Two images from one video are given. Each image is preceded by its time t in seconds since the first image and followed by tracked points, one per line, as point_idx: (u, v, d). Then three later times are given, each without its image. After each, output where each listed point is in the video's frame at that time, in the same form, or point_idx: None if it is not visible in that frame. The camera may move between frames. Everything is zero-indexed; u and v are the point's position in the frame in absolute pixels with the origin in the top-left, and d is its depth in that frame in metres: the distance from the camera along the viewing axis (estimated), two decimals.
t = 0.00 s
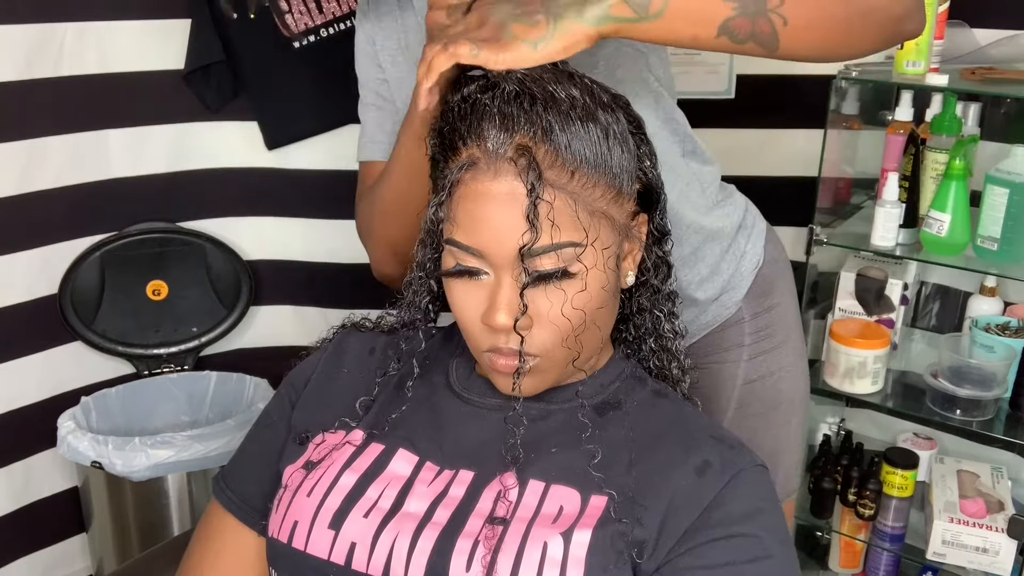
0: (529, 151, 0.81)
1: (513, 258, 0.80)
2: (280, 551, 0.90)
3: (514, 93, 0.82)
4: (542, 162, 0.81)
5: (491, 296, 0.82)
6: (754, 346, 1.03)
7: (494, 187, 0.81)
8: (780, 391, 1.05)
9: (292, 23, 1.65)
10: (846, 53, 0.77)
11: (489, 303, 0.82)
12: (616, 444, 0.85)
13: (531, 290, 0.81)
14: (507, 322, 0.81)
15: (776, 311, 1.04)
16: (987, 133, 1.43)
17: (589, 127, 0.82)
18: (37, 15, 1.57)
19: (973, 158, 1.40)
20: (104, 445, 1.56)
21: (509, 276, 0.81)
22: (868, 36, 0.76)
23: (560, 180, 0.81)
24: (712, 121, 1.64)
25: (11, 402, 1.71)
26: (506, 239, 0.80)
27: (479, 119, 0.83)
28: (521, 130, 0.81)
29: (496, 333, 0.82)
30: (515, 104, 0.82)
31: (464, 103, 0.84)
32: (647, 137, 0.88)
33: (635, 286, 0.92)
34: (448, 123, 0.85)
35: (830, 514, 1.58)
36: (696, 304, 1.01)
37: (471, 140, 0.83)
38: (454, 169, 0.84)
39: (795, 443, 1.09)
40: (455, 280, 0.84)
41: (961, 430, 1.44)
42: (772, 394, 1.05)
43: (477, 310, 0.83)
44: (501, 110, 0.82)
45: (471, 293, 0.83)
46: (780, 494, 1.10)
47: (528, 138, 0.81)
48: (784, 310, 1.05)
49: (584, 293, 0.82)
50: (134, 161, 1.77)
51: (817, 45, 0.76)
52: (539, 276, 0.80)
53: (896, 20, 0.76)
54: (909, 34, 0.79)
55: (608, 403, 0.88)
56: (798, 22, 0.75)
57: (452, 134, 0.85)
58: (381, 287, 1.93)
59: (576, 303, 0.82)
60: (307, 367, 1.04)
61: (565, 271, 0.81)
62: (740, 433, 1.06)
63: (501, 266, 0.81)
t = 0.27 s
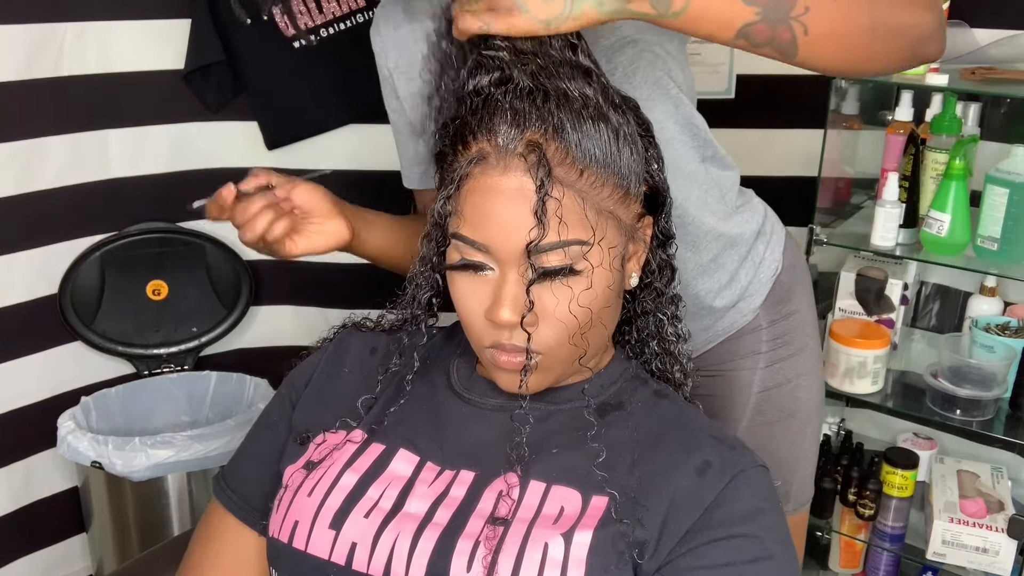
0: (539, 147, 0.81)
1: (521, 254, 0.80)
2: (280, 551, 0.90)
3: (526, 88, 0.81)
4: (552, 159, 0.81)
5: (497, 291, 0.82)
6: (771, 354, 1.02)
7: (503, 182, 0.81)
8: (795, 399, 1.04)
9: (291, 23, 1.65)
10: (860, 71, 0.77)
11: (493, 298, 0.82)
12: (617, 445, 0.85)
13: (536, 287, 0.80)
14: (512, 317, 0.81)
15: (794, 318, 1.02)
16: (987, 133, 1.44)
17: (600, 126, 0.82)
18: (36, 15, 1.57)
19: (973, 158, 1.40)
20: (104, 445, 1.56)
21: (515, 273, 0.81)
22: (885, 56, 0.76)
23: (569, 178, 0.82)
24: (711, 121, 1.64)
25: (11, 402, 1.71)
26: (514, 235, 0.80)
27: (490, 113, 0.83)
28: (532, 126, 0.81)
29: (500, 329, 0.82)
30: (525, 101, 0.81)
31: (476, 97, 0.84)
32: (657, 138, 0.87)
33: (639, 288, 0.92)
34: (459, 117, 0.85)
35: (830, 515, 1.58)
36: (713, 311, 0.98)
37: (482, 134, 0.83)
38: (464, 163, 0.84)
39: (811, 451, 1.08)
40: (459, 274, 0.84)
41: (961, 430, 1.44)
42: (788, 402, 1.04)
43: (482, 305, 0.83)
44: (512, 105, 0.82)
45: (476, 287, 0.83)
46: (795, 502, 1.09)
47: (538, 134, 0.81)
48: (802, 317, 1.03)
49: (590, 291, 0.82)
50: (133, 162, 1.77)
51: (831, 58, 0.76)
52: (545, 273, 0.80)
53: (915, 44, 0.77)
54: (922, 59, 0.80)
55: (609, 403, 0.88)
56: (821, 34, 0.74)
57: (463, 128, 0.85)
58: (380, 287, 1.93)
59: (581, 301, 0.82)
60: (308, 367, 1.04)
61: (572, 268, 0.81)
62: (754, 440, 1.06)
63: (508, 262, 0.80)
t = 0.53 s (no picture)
0: (535, 157, 0.80)
1: (517, 263, 0.80)
2: (279, 551, 0.90)
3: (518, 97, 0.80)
4: (548, 169, 0.81)
5: (493, 301, 0.82)
6: (789, 361, 1.02)
7: (499, 193, 0.81)
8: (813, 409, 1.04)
9: (291, 23, 1.65)
10: (796, 124, 0.74)
11: (490, 308, 0.82)
12: (616, 445, 0.85)
13: (533, 296, 0.80)
14: (509, 327, 0.81)
15: (813, 326, 1.03)
16: (987, 133, 1.44)
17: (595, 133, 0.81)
18: (36, 14, 1.57)
19: (973, 158, 1.40)
20: (104, 445, 1.56)
21: (512, 282, 0.80)
22: (825, 121, 0.74)
23: (565, 188, 0.81)
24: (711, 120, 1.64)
25: (11, 402, 1.71)
26: (510, 245, 0.80)
27: (485, 124, 0.82)
28: (527, 136, 0.80)
29: (497, 338, 0.82)
30: (518, 110, 0.80)
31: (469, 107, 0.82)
32: (654, 142, 0.87)
33: (637, 290, 0.92)
34: (453, 126, 0.84)
35: (830, 514, 1.58)
36: (730, 317, 0.97)
37: (477, 144, 0.82)
38: (459, 173, 0.83)
39: (828, 460, 1.08)
40: (457, 280, 0.85)
41: (962, 431, 1.44)
42: (806, 410, 1.04)
43: (478, 313, 0.83)
44: (505, 115, 0.81)
45: (473, 296, 0.83)
46: (811, 511, 1.08)
47: (534, 143, 0.81)
48: (821, 326, 1.04)
49: (586, 299, 0.82)
50: (133, 162, 1.77)
51: (769, 108, 0.73)
52: (541, 282, 0.80)
53: (859, 111, 0.74)
54: (864, 127, 0.78)
55: (608, 403, 0.88)
56: (764, 85, 0.71)
57: (457, 137, 0.84)
58: (380, 287, 1.93)
59: (578, 309, 0.82)
60: (307, 367, 1.04)
61: (569, 277, 0.81)
62: (771, 449, 1.05)
63: (504, 272, 0.80)
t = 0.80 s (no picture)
0: (546, 161, 0.80)
1: (525, 267, 0.80)
2: (280, 550, 0.90)
3: (530, 100, 0.80)
4: (559, 173, 0.81)
5: (500, 303, 0.81)
6: (795, 363, 1.02)
7: (509, 196, 0.80)
8: (818, 409, 1.04)
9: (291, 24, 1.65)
10: (804, 131, 0.75)
11: (496, 311, 0.82)
12: (618, 445, 0.85)
13: (541, 299, 0.80)
14: (515, 330, 0.81)
15: (817, 328, 1.03)
16: (987, 133, 1.44)
17: (607, 139, 0.81)
18: (36, 15, 1.57)
19: (973, 158, 1.40)
20: (104, 445, 1.56)
21: (520, 285, 0.80)
22: (834, 129, 0.75)
23: (576, 193, 0.81)
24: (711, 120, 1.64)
25: (12, 402, 1.71)
26: (518, 249, 0.79)
27: (497, 126, 0.82)
28: (538, 140, 0.81)
29: (503, 341, 0.82)
30: (531, 114, 0.80)
31: (481, 109, 0.83)
32: (662, 147, 0.87)
33: (642, 293, 0.91)
34: (463, 128, 0.84)
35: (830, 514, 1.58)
36: (736, 319, 0.98)
37: (488, 146, 0.82)
38: (469, 175, 0.83)
39: (832, 462, 1.07)
40: (464, 282, 0.85)
41: (962, 431, 1.44)
42: (811, 412, 1.03)
43: (485, 315, 0.83)
44: (518, 118, 0.81)
45: (480, 298, 0.83)
46: (814, 513, 1.08)
47: (545, 147, 0.81)
48: (825, 326, 1.03)
49: (593, 303, 0.82)
50: (134, 162, 1.77)
51: (781, 113, 0.74)
52: (549, 285, 0.80)
53: (865, 120, 0.76)
54: (869, 139, 0.79)
55: (610, 403, 0.88)
56: (778, 91, 0.72)
57: (468, 138, 0.84)
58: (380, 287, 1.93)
59: (585, 312, 0.82)
60: (307, 366, 1.04)
61: (577, 280, 0.81)
62: (775, 450, 1.05)
63: (511, 275, 0.80)
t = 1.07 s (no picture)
0: (547, 162, 0.80)
1: (525, 268, 0.80)
2: (280, 550, 0.90)
3: (532, 100, 0.80)
4: (559, 174, 0.81)
5: (500, 303, 0.81)
6: (801, 369, 1.02)
7: (509, 197, 0.80)
8: (825, 415, 1.04)
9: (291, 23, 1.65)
10: (806, 148, 0.75)
11: (496, 311, 0.82)
12: (618, 445, 0.85)
13: (541, 300, 0.80)
14: (515, 331, 0.81)
15: (824, 334, 1.03)
16: (987, 133, 1.44)
17: (608, 140, 0.81)
18: (36, 15, 1.57)
19: (972, 158, 1.40)
20: (104, 445, 1.56)
21: (520, 286, 0.80)
22: (838, 149, 0.74)
23: (577, 194, 0.81)
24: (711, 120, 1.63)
25: (12, 402, 1.71)
26: (518, 249, 0.79)
27: (498, 126, 0.82)
28: (538, 140, 0.81)
29: (503, 341, 0.82)
30: (532, 114, 0.80)
31: (482, 110, 0.83)
32: (662, 148, 0.87)
33: (642, 294, 0.91)
34: (464, 128, 0.84)
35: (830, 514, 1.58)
36: (742, 326, 0.98)
37: (489, 147, 0.82)
38: (470, 175, 0.83)
39: (837, 467, 1.07)
40: (463, 283, 0.85)
41: (962, 431, 1.44)
42: (817, 417, 1.04)
43: (485, 315, 0.83)
44: (519, 118, 0.81)
45: (480, 299, 0.83)
46: (819, 518, 1.08)
47: (546, 148, 0.81)
48: (833, 331, 1.04)
49: (593, 304, 0.82)
50: (134, 161, 1.77)
51: (783, 132, 0.73)
52: (549, 286, 0.80)
53: (870, 140, 0.75)
54: (873, 158, 0.78)
55: (610, 403, 0.88)
56: (780, 110, 0.71)
57: (468, 139, 0.84)
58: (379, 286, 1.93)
59: (585, 313, 0.82)
60: (307, 366, 1.04)
61: (577, 281, 0.81)
62: (781, 456, 1.06)
63: (512, 275, 0.80)
